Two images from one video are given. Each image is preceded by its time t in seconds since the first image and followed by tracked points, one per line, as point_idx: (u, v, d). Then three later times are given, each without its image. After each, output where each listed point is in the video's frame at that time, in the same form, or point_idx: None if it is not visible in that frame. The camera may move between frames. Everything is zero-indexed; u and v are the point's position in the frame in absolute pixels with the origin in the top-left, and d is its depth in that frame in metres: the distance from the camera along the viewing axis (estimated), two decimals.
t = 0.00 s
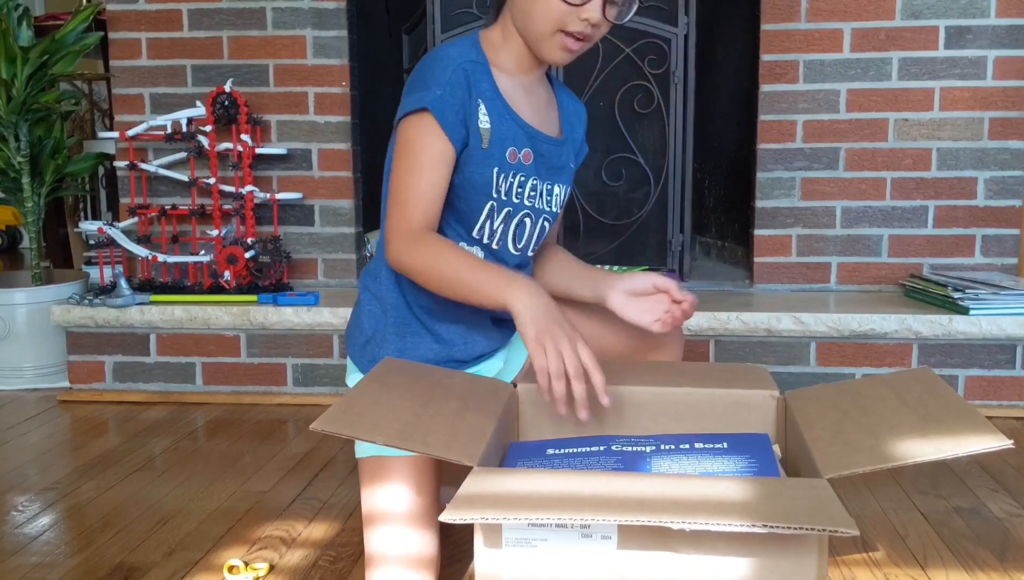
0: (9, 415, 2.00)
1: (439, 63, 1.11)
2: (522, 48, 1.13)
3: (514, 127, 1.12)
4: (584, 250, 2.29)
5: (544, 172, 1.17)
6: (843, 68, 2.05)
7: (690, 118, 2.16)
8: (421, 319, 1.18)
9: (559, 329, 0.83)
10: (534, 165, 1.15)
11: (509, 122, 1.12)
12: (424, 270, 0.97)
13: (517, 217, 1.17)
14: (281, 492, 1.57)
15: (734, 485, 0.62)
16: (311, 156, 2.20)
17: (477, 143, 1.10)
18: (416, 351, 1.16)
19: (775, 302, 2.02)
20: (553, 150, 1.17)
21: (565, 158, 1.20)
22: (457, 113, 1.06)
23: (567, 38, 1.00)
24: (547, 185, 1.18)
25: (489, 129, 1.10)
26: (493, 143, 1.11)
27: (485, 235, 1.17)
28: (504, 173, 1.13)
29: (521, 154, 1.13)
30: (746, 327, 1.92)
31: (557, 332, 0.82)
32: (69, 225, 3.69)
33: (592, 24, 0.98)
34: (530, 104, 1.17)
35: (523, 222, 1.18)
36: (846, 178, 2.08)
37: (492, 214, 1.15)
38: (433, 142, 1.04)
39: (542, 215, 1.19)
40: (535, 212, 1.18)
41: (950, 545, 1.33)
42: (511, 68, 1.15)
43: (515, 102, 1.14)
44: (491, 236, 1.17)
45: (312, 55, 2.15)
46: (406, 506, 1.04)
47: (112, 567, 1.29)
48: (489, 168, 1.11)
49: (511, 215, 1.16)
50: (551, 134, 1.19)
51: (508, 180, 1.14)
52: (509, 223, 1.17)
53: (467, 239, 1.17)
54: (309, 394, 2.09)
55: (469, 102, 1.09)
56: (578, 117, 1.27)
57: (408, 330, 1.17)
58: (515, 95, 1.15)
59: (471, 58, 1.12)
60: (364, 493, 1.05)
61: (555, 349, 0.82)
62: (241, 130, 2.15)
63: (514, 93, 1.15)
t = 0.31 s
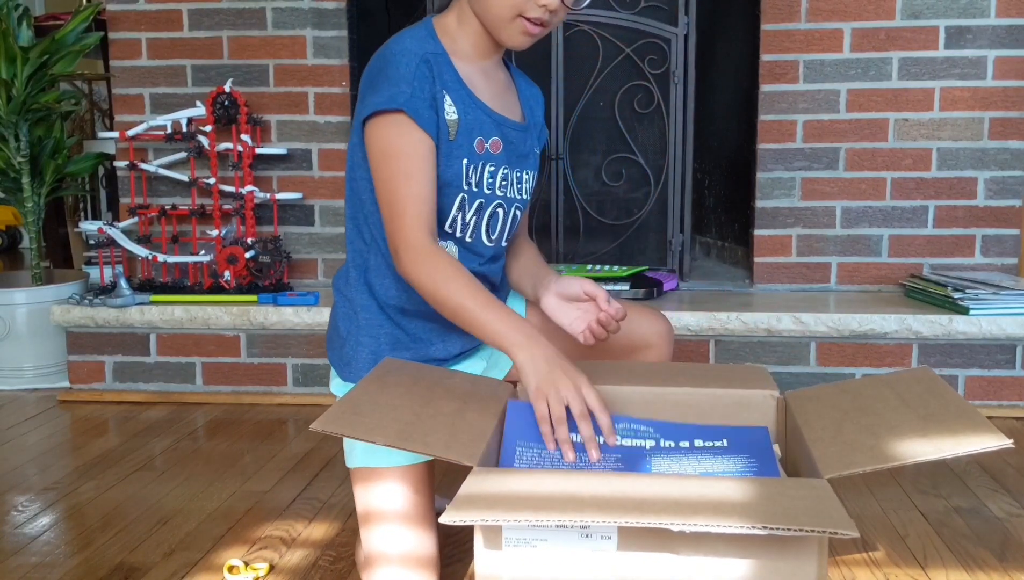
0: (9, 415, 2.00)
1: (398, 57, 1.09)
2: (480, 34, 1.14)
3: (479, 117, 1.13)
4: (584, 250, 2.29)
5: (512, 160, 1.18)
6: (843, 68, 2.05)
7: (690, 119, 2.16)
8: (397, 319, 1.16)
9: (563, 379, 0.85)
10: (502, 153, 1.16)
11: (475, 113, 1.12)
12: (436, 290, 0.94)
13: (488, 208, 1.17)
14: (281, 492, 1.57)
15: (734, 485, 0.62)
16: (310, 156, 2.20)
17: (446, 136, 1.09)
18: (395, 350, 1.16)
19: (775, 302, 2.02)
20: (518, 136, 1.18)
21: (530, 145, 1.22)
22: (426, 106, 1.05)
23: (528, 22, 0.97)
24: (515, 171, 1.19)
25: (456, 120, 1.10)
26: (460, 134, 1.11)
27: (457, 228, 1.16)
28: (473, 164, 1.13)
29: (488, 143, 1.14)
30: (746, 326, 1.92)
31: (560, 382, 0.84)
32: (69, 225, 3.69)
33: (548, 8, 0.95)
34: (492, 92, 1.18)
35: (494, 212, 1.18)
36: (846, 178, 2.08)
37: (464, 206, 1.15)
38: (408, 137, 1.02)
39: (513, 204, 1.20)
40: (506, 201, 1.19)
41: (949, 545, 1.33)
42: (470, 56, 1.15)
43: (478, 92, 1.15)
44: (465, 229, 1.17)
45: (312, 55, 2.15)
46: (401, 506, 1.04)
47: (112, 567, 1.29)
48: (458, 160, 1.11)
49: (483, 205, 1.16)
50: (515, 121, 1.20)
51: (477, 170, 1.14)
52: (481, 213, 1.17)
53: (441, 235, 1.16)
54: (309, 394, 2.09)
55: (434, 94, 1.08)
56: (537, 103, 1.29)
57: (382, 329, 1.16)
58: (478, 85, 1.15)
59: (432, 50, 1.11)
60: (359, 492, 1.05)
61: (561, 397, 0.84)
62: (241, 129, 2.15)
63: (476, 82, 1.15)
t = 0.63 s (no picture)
0: (10, 415, 2.01)
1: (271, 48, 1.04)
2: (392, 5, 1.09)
3: (372, 79, 1.07)
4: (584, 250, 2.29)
5: (433, 112, 1.11)
6: (843, 68, 2.05)
7: (690, 117, 2.17)
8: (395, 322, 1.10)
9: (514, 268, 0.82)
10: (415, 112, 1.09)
11: (366, 77, 1.06)
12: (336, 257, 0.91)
13: (421, 167, 1.09)
14: (281, 492, 1.57)
15: (735, 485, 0.62)
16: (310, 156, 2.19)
17: (338, 111, 1.04)
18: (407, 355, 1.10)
19: (775, 302, 2.02)
20: (426, 95, 1.11)
21: (456, 95, 1.15)
22: (300, 91, 1.00)
23: None
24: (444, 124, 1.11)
25: (346, 91, 1.04)
26: (356, 104, 1.05)
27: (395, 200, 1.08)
28: (384, 130, 1.07)
29: (397, 103, 1.08)
30: (746, 326, 1.92)
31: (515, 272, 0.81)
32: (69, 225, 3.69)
33: None
34: (396, 53, 1.12)
35: (430, 171, 1.10)
36: (846, 178, 2.08)
37: (394, 172, 1.07)
38: (284, 127, 0.99)
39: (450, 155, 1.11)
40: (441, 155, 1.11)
41: (950, 545, 1.33)
42: (364, 27, 1.11)
43: (370, 56, 1.09)
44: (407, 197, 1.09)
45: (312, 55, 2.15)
46: (406, 505, 1.04)
47: (112, 567, 1.29)
48: (365, 129, 1.05)
49: (413, 167, 1.09)
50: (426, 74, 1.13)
51: (388, 134, 1.07)
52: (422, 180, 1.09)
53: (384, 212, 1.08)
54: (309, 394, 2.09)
55: (312, 70, 1.03)
56: (467, 56, 1.23)
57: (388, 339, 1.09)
58: (374, 50, 1.10)
59: (308, 29, 1.06)
60: (365, 492, 1.06)
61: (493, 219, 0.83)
62: (240, 130, 2.15)
63: (372, 48, 1.10)
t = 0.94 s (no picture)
0: (10, 415, 2.01)
1: (247, 64, 1.02)
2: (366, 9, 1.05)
3: (354, 91, 1.04)
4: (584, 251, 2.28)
5: (418, 118, 1.07)
6: (843, 68, 2.05)
7: (690, 120, 2.16)
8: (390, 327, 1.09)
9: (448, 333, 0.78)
10: (403, 120, 1.06)
11: (347, 89, 1.03)
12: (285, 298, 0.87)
13: (408, 176, 1.06)
14: (280, 492, 1.56)
15: (735, 485, 0.62)
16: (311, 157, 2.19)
17: (319, 126, 1.01)
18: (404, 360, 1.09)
19: (775, 302, 2.02)
20: (413, 103, 1.08)
21: (441, 100, 1.11)
22: (274, 110, 0.98)
23: None
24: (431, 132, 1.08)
25: (327, 106, 1.02)
26: (338, 117, 1.02)
27: (383, 211, 1.06)
28: (368, 143, 1.04)
29: (381, 114, 1.05)
30: (746, 326, 1.92)
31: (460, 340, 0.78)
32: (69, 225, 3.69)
33: None
34: (380, 60, 1.09)
35: (417, 179, 1.07)
36: (846, 178, 2.08)
37: (379, 184, 1.05)
38: (254, 151, 0.97)
39: (438, 163, 1.08)
40: (429, 164, 1.08)
41: (950, 545, 1.33)
42: (345, 34, 1.08)
43: (350, 66, 1.06)
44: (394, 207, 1.06)
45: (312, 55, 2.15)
46: (409, 504, 1.04)
47: (112, 567, 1.29)
48: (349, 142, 1.03)
49: (400, 177, 1.06)
50: (409, 80, 1.10)
51: (374, 147, 1.04)
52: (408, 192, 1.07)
53: (372, 224, 1.06)
54: (309, 394, 2.09)
55: (290, 85, 1.00)
56: (453, 59, 1.20)
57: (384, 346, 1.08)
58: (355, 59, 1.07)
59: (285, 41, 1.03)
60: (370, 491, 1.05)
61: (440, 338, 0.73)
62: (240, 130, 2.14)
63: (353, 57, 1.07)
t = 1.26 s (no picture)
0: (10, 415, 2.01)
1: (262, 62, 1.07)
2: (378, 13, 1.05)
3: (343, 88, 1.03)
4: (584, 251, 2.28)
5: (408, 117, 1.03)
6: (843, 68, 2.05)
7: (690, 120, 2.17)
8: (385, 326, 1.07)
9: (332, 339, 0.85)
10: (390, 118, 1.03)
11: (336, 85, 1.03)
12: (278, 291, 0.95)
13: (393, 175, 1.04)
14: (280, 492, 1.57)
15: (735, 485, 0.62)
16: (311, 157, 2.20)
17: (305, 122, 1.03)
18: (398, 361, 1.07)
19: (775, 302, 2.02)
20: (407, 99, 1.04)
21: (442, 100, 1.05)
22: (267, 106, 1.03)
23: None
24: (420, 130, 1.03)
25: (313, 102, 1.02)
26: (323, 113, 1.02)
27: (370, 208, 1.05)
28: (351, 139, 1.03)
29: (366, 111, 1.03)
30: (746, 327, 1.92)
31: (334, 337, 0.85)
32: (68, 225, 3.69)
33: None
34: (385, 59, 1.06)
35: (404, 178, 1.04)
36: (846, 178, 2.08)
37: (363, 181, 1.04)
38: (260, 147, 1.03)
39: (427, 165, 1.04)
40: (416, 164, 1.04)
41: (949, 545, 1.33)
42: (359, 35, 1.07)
43: (347, 63, 1.05)
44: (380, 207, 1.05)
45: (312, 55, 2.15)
46: (406, 504, 1.04)
47: (111, 567, 1.29)
48: (332, 139, 1.03)
49: (384, 175, 1.04)
50: (413, 77, 1.06)
51: (357, 144, 1.03)
52: (390, 190, 1.04)
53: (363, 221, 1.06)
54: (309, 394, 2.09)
55: (281, 82, 1.03)
56: (484, 59, 1.12)
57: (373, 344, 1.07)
58: (357, 58, 1.06)
59: (297, 40, 1.06)
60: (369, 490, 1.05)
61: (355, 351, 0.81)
62: (240, 130, 2.14)
63: (356, 55, 1.06)
